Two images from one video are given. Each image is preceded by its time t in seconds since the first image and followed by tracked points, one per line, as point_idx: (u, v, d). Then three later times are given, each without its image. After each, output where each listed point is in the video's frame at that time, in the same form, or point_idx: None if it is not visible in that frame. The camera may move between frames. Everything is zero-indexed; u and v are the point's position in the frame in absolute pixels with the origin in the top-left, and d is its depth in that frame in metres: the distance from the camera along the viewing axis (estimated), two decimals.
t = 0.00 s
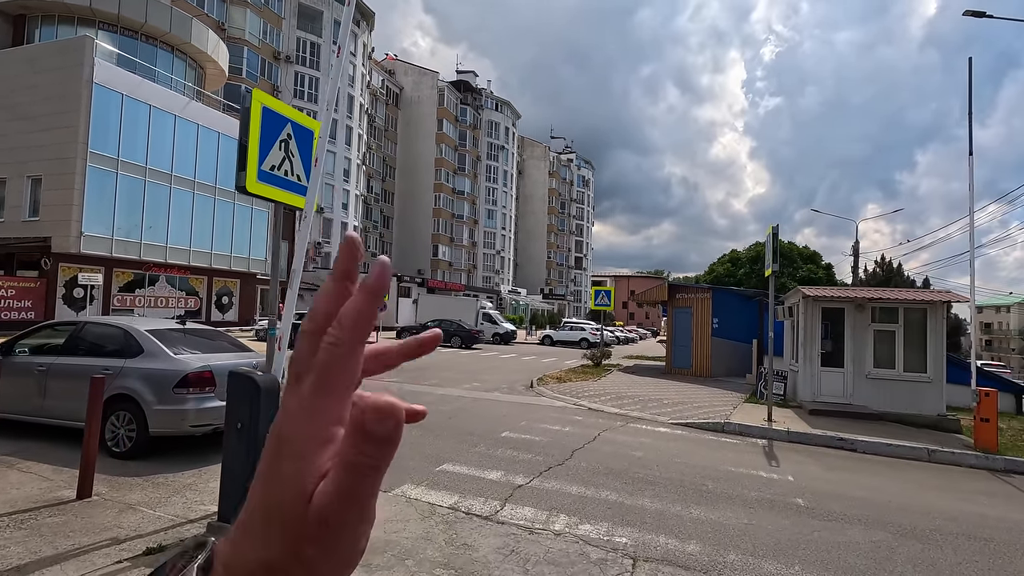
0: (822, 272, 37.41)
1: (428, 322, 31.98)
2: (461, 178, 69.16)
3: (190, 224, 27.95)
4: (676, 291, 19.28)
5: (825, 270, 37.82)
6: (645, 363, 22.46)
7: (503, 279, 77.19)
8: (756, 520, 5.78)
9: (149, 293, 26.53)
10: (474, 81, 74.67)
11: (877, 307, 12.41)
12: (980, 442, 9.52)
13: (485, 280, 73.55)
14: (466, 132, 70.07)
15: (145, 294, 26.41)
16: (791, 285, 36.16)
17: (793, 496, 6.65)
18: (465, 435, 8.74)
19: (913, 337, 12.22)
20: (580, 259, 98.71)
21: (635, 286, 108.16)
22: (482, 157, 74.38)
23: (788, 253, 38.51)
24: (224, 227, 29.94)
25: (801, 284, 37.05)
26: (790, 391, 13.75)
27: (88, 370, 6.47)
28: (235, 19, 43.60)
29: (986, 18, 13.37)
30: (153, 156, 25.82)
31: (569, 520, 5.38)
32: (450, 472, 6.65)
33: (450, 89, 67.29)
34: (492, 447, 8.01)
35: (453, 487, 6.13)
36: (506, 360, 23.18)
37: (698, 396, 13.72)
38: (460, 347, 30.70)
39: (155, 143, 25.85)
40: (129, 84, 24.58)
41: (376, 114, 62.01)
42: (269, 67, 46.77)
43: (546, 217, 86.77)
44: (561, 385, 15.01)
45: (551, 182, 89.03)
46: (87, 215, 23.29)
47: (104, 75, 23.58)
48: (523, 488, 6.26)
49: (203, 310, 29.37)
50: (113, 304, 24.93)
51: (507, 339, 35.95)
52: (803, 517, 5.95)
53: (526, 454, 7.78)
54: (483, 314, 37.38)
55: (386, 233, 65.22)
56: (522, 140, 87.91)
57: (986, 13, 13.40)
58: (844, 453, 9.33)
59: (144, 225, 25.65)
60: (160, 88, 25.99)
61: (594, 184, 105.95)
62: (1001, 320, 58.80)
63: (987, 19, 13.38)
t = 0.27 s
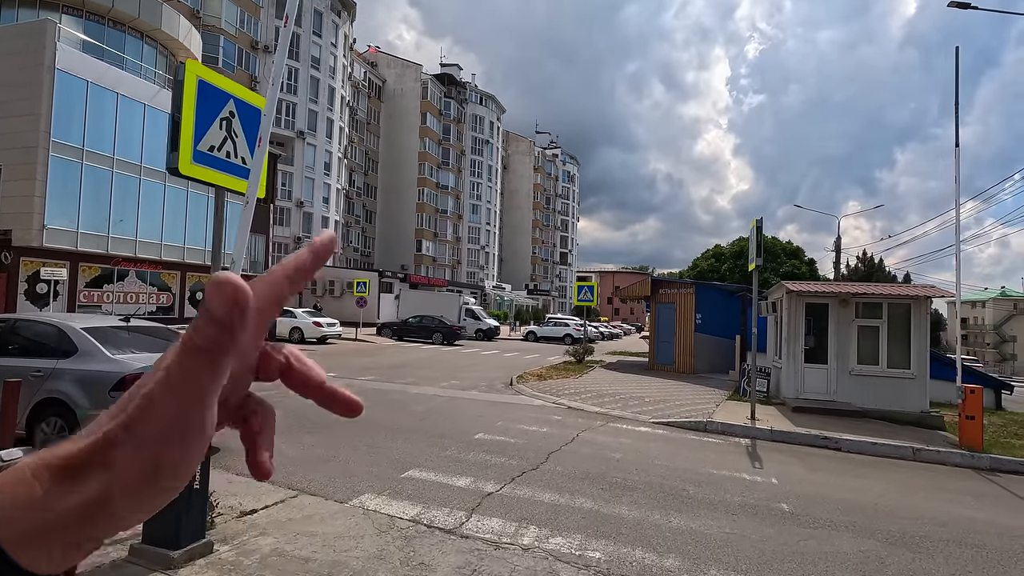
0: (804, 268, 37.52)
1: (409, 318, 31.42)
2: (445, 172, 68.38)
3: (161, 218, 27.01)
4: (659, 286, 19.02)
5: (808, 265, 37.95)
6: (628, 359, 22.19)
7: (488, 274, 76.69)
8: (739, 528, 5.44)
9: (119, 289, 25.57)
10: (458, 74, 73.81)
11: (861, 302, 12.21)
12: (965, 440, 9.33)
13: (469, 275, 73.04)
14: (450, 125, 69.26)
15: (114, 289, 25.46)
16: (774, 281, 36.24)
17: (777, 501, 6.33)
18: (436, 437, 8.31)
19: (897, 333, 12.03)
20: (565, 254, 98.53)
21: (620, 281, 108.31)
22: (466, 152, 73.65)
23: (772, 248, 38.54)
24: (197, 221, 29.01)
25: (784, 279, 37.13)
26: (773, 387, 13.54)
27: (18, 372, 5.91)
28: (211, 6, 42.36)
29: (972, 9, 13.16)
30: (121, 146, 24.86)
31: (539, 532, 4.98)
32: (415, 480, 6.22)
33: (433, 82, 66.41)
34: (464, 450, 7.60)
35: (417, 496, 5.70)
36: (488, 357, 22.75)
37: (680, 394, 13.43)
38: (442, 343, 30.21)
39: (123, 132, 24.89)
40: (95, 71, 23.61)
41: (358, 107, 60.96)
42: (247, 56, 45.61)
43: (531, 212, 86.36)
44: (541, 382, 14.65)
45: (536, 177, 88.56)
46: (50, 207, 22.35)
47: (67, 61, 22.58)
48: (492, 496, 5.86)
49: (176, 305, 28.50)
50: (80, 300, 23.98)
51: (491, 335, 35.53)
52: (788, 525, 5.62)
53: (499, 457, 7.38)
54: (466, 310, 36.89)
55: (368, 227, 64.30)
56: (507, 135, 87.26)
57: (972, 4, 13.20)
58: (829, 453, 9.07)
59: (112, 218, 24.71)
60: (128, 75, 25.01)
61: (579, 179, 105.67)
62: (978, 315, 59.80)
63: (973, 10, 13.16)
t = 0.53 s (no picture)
0: (790, 264, 37.54)
1: (392, 315, 30.82)
2: (431, 168, 67.63)
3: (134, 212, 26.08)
4: (645, 280, 18.71)
5: (794, 261, 38.00)
6: (614, 356, 21.87)
7: (474, 271, 76.15)
8: (728, 537, 5.06)
9: (89, 285, 24.67)
10: (444, 69, 72.99)
11: (849, 297, 11.96)
12: (956, 438, 9.10)
13: (455, 272, 72.45)
14: (436, 120, 68.47)
15: (84, 285, 24.56)
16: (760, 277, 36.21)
17: (768, 505, 5.98)
18: (410, 439, 7.85)
19: (886, 328, 11.80)
20: (552, 251, 98.25)
21: (606, 278, 108.33)
22: (452, 147, 72.93)
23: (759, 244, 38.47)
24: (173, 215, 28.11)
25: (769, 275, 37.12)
26: (761, 384, 13.27)
27: None
28: None
29: None
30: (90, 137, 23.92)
31: (513, 546, 4.56)
32: (382, 488, 5.76)
33: (419, 76, 65.57)
34: (438, 454, 7.15)
35: (383, 506, 5.24)
36: (472, 354, 22.29)
37: (667, 392, 13.10)
38: (426, 340, 29.69)
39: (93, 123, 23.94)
40: (62, 58, 22.69)
41: (342, 101, 60.00)
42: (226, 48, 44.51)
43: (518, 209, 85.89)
44: (525, 380, 14.25)
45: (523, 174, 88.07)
46: (14, 200, 21.46)
47: (32, 47, 21.62)
48: (465, 505, 5.42)
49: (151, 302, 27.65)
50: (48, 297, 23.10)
51: (476, 332, 35.07)
52: (781, 532, 5.27)
53: (476, 461, 6.95)
54: (451, 307, 36.37)
55: (352, 223, 63.42)
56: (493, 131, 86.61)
57: None
58: (819, 452, 8.78)
59: (81, 211, 23.80)
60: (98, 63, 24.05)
61: (566, 176, 105.33)
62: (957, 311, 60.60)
63: None
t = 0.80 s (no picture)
0: (780, 261, 37.41)
1: (378, 313, 30.19)
2: (419, 165, 66.84)
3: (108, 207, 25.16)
4: (633, 276, 18.31)
5: (784, 257, 37.90)
6: (603, 354, 21.45)
7: (463, 269, 75.52)
8: (726, 553, 4.61)
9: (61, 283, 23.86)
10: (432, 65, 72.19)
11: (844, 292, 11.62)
12: (956, 438, 8.76)
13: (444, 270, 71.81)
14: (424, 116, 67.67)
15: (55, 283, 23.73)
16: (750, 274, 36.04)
17: (767, 514, 5.54)
18: (384, 444, 7.33)
19: (881, 325, 11.47)
20: (541, 249, 97.85)
21: (596, 276, 108.16)
22: (441, 144, 72.18)
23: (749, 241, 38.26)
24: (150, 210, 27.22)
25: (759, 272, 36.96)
26: (753, 383, 12.90)
27: None
28: None
29: None
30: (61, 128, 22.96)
31: (489, 567, 4.07)
32: (348, 501, 5.23)
33: (406, 71, 64.76)
34: (413, 460, 6.64)
35: (347, 522, 4.73)
36: (458, 353, 21.75)
37: (657, 391, 12.68)
38: (412, 338, 29.10)
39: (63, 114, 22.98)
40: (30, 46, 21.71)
41: (328, 96, 59.05)
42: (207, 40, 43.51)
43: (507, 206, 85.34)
44: (510, 379, 13.75)
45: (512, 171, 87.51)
46: None
47: None
48: (438, 520, 4.92)
49: (126, 300, 26.83)
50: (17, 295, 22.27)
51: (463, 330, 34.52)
52: (783, 546, 4.82)
53: (454, 468, 6.45)
54: (438, 305, 35.79)
55: (339, 220, 62.53)
56: (482, 128, 85.95)
57: None
58: (816, 454, 8.39)
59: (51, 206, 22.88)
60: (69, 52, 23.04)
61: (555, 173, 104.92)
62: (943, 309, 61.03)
63: None
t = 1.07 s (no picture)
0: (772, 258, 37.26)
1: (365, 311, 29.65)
2: (408, 162, 66.19)
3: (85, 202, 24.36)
4: (624, 272, 17.94)
5: (775, 254, 37.77)
6: (593, 352, 21.09)
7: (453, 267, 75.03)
8: (722, 565, 4.23)
9: (35, 280, 23.26)
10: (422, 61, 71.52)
11: (839, 288, 11.31)
12: (956, 437, 8.47)
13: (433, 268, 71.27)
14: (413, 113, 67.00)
15: (29, 281, 23.11)
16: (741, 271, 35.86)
17: (765, 521, 5.18)
18: (359, 447, 6.88)
19: (877, 321, 11.18)
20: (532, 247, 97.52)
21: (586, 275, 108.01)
22: (431, 141, 71.55)
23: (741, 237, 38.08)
24: (130, 207, 26.45)
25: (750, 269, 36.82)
26: (746, 381, 12.58)
27: None
28: None
29: None
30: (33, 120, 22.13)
31: None
32: (311, 511, 4.78)
33: (395, 67, 64.07)
34: (388, 465, 6.20)
35: (307, 535, 4.28)
36: (445, 351, 21.28)
37: (647, 389, 12.33)
38: (399, 337, 28.60)
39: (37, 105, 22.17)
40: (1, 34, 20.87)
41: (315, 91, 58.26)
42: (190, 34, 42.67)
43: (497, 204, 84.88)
44: (497, 378, 13.34)
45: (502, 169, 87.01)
46: None
47: None
48: (409, 531, 4.50)
49: (105, 298, 26.19)
50: None
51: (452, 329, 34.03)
52: (783, 557, 4.46)
53: (431, 473, 6.03)
54: (427, 302, 35.29)
55: (327, 217, 61.79)
56: (472, 125, 85.37)
57: None
58: (812, 454, 8.06)
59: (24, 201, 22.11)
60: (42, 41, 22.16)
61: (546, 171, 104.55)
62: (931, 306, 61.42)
63: None
